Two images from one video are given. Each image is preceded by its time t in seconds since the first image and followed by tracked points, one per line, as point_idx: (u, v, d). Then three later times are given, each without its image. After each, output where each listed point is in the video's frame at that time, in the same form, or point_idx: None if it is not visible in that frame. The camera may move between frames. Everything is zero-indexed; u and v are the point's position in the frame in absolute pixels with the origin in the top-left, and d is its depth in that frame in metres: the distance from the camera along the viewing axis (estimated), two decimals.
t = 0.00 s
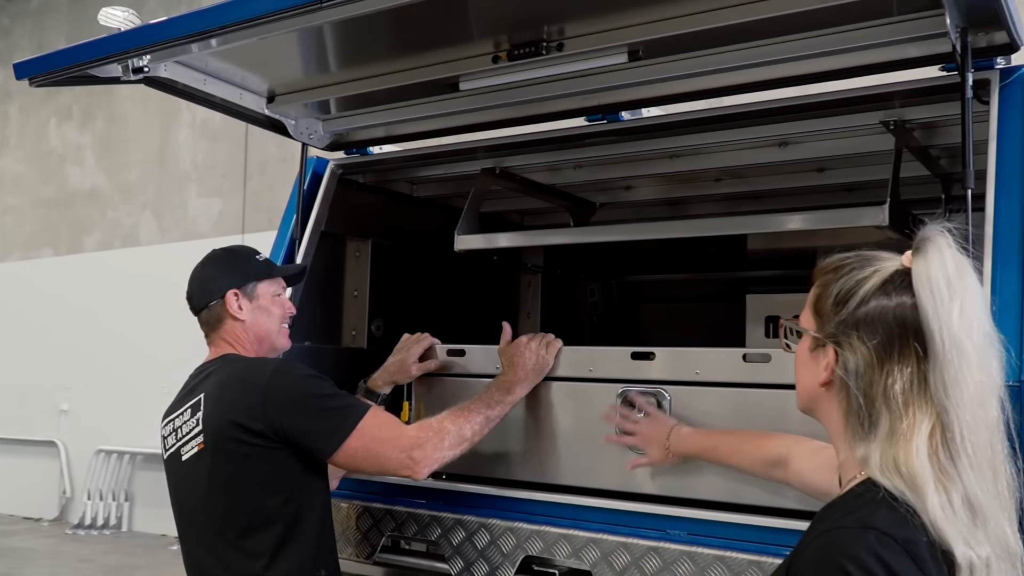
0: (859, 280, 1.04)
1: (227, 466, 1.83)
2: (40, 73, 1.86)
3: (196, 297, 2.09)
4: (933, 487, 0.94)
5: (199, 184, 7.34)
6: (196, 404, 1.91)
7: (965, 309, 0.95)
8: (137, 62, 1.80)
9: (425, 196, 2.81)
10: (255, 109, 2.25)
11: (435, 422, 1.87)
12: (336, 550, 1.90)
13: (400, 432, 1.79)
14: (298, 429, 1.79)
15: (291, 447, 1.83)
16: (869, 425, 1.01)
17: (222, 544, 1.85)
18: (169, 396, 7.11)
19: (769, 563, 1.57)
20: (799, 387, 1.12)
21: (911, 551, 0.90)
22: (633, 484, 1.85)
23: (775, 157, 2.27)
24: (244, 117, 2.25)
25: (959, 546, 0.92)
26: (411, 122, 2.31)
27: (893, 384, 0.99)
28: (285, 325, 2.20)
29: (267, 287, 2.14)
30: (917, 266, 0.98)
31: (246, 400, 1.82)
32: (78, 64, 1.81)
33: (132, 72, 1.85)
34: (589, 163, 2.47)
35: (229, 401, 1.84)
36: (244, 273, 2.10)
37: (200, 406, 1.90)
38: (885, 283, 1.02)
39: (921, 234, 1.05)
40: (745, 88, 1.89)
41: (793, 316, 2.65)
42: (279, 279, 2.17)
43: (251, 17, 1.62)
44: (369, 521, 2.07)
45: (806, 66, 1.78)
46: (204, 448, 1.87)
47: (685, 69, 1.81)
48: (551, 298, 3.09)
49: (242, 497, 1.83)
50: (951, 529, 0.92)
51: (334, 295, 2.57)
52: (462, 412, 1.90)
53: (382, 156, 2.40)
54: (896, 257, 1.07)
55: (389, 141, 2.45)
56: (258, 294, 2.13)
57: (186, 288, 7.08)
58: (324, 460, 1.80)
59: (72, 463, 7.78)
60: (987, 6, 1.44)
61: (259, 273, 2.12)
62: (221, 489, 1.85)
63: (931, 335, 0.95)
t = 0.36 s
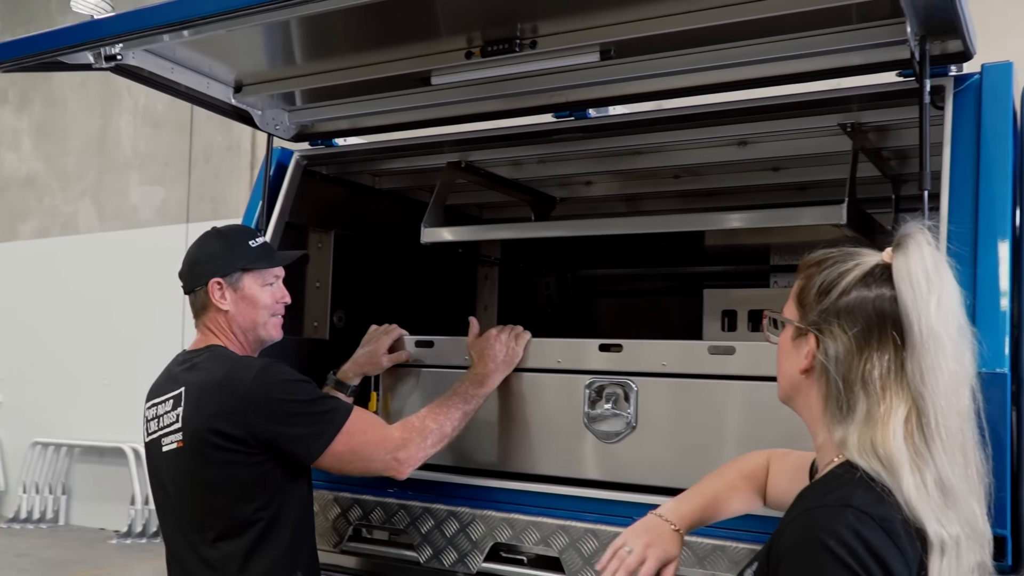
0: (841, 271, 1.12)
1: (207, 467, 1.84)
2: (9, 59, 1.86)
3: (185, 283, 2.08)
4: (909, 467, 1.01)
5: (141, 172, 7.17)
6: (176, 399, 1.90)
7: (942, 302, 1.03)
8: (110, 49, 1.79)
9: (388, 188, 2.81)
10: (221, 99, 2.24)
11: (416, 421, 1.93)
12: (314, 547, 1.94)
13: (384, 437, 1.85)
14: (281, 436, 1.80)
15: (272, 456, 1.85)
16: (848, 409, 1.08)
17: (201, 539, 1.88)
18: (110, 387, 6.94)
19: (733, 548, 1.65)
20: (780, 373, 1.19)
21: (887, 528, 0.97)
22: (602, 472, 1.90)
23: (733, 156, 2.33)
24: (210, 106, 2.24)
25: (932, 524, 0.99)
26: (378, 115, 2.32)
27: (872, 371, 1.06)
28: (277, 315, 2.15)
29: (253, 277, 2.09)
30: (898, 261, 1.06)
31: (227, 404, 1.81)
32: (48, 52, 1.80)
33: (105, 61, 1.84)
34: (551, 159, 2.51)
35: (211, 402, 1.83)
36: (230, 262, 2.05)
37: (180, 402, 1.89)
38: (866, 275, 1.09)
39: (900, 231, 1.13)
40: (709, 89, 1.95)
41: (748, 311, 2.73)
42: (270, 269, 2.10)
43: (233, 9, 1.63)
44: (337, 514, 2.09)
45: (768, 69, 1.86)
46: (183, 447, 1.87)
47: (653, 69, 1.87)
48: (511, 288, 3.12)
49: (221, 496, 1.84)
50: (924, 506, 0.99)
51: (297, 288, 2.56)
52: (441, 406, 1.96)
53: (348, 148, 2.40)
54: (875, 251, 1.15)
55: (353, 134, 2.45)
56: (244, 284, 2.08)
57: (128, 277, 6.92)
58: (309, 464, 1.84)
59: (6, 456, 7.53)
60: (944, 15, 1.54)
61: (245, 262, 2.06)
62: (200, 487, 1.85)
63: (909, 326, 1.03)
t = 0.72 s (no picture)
0: (830, 274, 1.16)
1: (233, 469, 1.74)
2: (9, 51, 1.92)
3: (212, 271, 1.94)
4: (902, 466, 1.06)
5: (116, 165, 7.08)
6: (203, 394, 1.79)
7: (929, 302, 1.08)
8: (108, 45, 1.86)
9: (375, 186, 2.83)
10: (214, 95, 2.26)
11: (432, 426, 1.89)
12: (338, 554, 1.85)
13: (411, 445, 1.79)
14: (315, 442, 1.72)
15: (300, 465, 1.76)
16: (841, 409, 1.12)
17: (219, 541, 1.77)
18: (82, 382, 6.86)
19: (717, 541, 1.70)
20: (770, 373, 1.24)
21: (884, 526, 1.01)
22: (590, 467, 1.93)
23: (717, 160, 2.37)
24: (203, 102, 2.26)
25: (925, 520, 1.04)
26: (369, 114, 2.33)
27: (864, 372, 1.11)
28: (307, 310, 2.02)
29: (286, 269, 1.95)
30: (885, 261, 1.11)
31: (259, 406, 1.71)
32: (48, 46, 1.87)
33: (104, 55, 1.92)
34: (538, 160, 2.53)
35: (241, 403, 1.73)
36: (263, 253, 1.91)
37: (207, 397, 1.78)
38: (855, 277, 1.14)
39: (886, 232, 1.18)
40: (699, 95, 2.00)
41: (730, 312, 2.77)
42: (305, 262, 1.96)
43: (240, 7, 1.67)
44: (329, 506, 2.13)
45: (755, 76, 1.90)
46: (208, 446, 1.77)
47: (645, 74, 1.91)
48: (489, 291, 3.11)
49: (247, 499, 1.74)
50: (918, 503, 1.04)
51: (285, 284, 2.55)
52: (449, 410, 1.94)
53: (338, 146, 2.41)
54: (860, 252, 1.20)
55: (342, 132, 2.47)
56: (276, 277, 1.95)
57: (102, 271, 6.84)
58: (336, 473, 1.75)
59: None
60: (926, 28, 1.60)
61: (278, 254, 1.92)
62: (225, 488, 1.75)
63: (899, 327, 1.08)
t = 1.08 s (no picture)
0: (821, 274, 1.20)
1: (281, 475, 1.68)
2: (15, 55, 1.95)
3: (264, 268, 1.85)
4: (900, 460, 1.09)
5: (109, 166, 7.06)
6: (251, 394, 1.72)
7: (917, 297, 1.12)
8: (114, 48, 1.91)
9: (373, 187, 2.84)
10: (216, 97, 2.28)
11: (466, 428, 1.91)
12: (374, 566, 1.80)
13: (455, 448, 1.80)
14: (368, 453, 1.66)
15: (350, 475, 1.70)
16: (841, 407, 1.15)
17: (255, 546, 1.70)
18: (76, 383, 6.85)
19: (718, 535, 1.73)
20: (766, 371, 1.27)
21: (888, 519, 1.04)
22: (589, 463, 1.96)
23: (713, 160, 2.40)
24: (205, 104, 2.28)
25: (924, 511, 1.07)
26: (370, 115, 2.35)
27: (860, 370, 1.14)
28: (357, 309, 1.95)
29: (342, 268, 1.88)
30: (873, 259, 1.15)
31: (317, 415, 1.65)
32: (54, 49, 1.91)
33: (109, 58, 1.96)
34: (536, 160, 2.55)
35: (297, 409, 1.66)
36: (320, 252, 1.83)
37: (257, 398, 1.71)
38: (847, 276, 1.17)
39: (873, 232, 1.22)
40: (695, 96, 2.03)
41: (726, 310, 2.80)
42: (361, 261, 1.88)
43: (245, 11, 1.70)
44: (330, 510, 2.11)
45: (753, 77, 1.93)
46: (254, 450, 1.70)
47: (644, 75, 1.94)
48: (488, 287, 3.14)
49: (290, 505, 1.68)
50: (915, 494, 1.07)
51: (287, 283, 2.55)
52: (475, 408, 1.96)
53: (338, 147, 2.43)
54: (848, 251, 1.24)
55: (342, 133, 2.49)
56: (331, 275, 1.87)
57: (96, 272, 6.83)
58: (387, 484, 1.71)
59: None
60: (920, 30, 1.63)
61: (335, 253, 1.85)
62: (268, 492, 1.69)
63: (891, 323, 1.12)
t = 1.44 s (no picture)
0: (846, 269, 1.21)
1: (315, 466, 1.65)
2: (32, 49, 1.97)
3: (303, 258, 1.80)
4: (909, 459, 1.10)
5: (118, 159, 7.08)
6: (287, 385, 1.69)
7: (943, 304, 1.13)
8: (131, 42, 1.93)
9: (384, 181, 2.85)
10: (230, 91, 2.29)
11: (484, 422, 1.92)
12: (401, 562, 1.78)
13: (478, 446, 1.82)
14: (405, 450, 1.64)
15: (386, 471, 1.67)
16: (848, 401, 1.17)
17: (284, 538, 1.68)
18: (84, 375, 6.89)
19: (727, 527, 1.74)
20: (775, 356, 1.29)
21: (896, 510, 1.06)
22: (599, 456, 1.98)
23: (723, 155, 2.40)
24: (219, 98, 2.30)
25: (933, 510, 1.07)
26: (382, 109, 2.37)
27: (873, 369, 1.16)
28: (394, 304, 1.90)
29: (382, 264, 1.83)
30: (902, 262, 1.16)
31: (356, 411, 1.62)
32: (71, 43, 1.93)
33: (126, 52, 1.98)
34: (546, 155, 2.56)
35: (336, 404, 1.63)
36: (361, 248, 1.78)
37: (293, 389, 1.68)
38: (871, 274, 1.19)
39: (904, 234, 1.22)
40: (706, 91, 2.04)
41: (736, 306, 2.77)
42: (401, 257, 1.83)
43: (259, 6, 1.71)
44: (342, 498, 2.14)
45: (764, 73, 1.94)
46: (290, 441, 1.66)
47: (656, 70, 1.95)
48: (498, 280, 3.16)
49: (324, 497, 1.65)
50: (922, 493, 1.08)
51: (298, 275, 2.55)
52: (490, 402, 1.98)
53: (350, 141, 2.44)
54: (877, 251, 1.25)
55: (354, 127, 2.51)
56: (371, 272, 1.82)
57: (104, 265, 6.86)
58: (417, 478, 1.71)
59: None
60: (932, 27, 1.64)
61: (376, 250, 1.79)
62: (301, 484, 1.66)
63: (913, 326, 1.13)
